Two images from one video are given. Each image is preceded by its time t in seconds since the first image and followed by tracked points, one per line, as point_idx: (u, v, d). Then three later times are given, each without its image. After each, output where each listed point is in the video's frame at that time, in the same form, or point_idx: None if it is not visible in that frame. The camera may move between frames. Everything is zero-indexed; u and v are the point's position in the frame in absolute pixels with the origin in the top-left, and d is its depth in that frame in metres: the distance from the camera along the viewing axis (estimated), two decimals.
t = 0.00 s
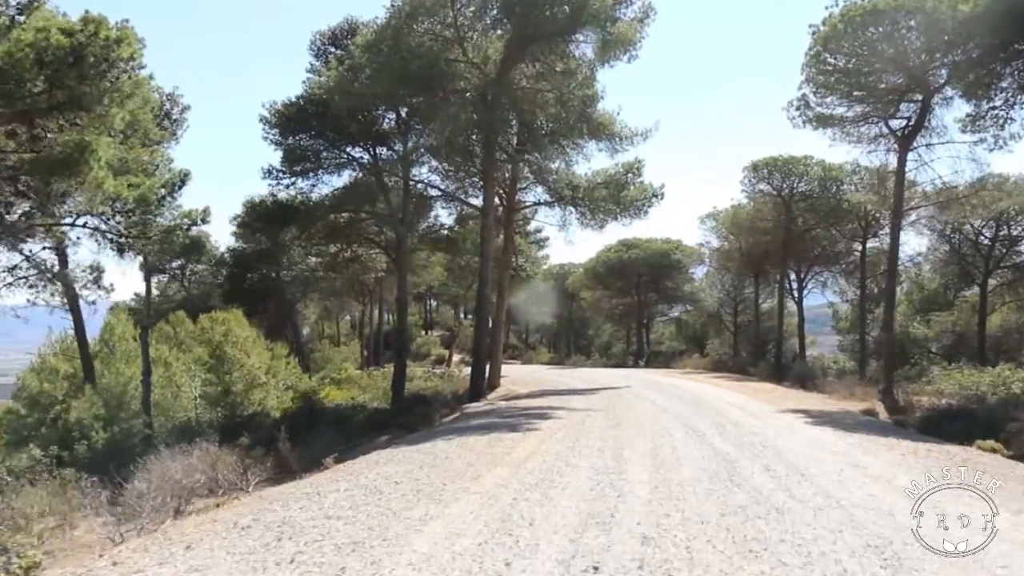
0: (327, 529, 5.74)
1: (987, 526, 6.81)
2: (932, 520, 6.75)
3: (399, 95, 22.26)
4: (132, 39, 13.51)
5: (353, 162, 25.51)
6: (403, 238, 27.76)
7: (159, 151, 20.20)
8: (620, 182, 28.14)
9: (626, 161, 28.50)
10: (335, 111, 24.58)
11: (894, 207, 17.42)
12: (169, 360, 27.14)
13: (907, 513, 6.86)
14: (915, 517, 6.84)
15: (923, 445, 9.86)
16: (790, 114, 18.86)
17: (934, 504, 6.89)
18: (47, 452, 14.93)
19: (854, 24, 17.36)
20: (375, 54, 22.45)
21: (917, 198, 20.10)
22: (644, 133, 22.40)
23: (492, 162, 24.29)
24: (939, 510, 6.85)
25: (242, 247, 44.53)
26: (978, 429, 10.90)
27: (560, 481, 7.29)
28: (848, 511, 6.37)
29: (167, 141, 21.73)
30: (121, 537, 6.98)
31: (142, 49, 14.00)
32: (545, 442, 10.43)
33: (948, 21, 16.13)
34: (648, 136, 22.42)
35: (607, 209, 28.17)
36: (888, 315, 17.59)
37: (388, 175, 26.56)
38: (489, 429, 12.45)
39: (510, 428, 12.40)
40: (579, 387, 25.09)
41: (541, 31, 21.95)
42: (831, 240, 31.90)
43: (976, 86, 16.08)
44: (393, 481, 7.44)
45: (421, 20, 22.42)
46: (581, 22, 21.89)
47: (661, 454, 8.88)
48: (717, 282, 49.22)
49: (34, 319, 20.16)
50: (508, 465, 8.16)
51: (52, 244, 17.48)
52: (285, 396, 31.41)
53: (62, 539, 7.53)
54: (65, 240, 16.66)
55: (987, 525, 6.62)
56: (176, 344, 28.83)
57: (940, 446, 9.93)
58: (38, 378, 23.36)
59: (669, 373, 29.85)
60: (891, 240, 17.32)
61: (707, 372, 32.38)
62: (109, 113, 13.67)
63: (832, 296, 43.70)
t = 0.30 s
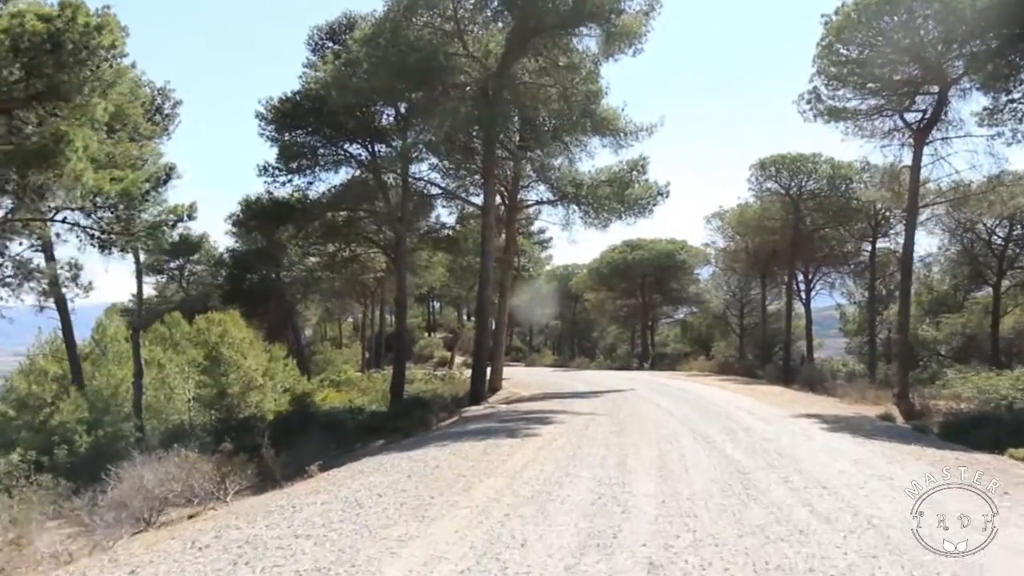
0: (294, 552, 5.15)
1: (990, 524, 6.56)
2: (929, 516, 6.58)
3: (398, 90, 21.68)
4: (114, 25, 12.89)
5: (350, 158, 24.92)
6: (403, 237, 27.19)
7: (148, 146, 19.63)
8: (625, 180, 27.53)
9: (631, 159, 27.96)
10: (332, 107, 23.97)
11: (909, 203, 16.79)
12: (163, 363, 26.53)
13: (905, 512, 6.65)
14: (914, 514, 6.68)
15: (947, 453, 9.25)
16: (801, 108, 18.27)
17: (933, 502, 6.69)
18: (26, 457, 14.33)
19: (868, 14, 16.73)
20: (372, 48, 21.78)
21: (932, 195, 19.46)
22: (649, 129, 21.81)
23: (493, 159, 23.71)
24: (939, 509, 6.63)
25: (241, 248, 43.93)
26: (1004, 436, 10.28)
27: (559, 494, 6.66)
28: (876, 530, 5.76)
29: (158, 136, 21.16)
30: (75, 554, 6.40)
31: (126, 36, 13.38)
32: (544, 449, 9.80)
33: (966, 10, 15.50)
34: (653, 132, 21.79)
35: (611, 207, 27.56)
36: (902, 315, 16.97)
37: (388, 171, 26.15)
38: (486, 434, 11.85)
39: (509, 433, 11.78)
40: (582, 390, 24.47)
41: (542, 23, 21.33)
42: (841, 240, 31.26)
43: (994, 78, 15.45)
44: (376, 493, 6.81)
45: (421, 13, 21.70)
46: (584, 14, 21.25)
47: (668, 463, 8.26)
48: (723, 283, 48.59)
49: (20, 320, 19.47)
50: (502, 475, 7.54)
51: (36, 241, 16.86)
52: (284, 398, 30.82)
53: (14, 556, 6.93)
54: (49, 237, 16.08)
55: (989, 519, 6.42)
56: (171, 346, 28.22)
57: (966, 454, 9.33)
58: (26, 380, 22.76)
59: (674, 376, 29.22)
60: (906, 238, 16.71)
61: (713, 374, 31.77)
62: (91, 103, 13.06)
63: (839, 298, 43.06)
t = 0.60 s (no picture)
0: None
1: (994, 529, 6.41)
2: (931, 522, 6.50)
3: (396, 86, 21.16)
4: (95, 12, 12.28)
5: (347, 156, 24.40)
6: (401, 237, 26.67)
7: (138, 142, 19.11)
8: (628, 179, 26.95)
9: (634, 157, 27.45)
10: (329, 102, 23.44)
11: (923, 199, 16.23)
12: (157, 364, 25.96)
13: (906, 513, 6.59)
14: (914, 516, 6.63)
15: (972, 462, 8.70)
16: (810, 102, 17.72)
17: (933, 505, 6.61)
18: (5, 463, 13.79)
19: (878, 3, 16.15)
20: (370, 41, 21.25)
21: (945, 192, 18.89)
22: (654, 125, 21.25)
23: (493, 156, 23.17)
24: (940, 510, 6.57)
25: (239, 248, 43.39)
26: None
27: (558, 507, 6.12)
28: (911, 553, 5.22)
29: (149, 132, 20.66)
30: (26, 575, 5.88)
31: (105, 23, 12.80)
32: (542, 456, 9.24)
33: None
34: (657, 128, 21.20)
35: (614, 206, 27.02)
36: (916, 316, 16.42)
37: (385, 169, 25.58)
38: (483, 439, 11.31)
39: (507, 438, 11.22)
40: (585, 393, 23.94)
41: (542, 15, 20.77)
42: (849, 240, 30.68)
43: (1011, 70, 14.87)
44: (357, 506, 6.26)
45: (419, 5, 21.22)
46: (586, 6, 20.68)
47: (676, 472, 7.71)
48: (727, 284, 48.04)
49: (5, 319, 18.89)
50: (497, 486, 6.98)
51: (18, 238, 16.28)
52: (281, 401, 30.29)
53: None
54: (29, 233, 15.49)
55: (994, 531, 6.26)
56: (165, 347, 27.70)
57: (993, 463, 8.78)
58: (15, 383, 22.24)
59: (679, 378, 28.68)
60: (920, 236, 16.15)
61: (718, 376, 31.21)
62: (70, 94, 12.45)
63: (846, 299, 42.50)
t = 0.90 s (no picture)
0: None
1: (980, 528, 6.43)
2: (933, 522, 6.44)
3: (392, 81, 20.53)
4: None
5: (345, 154, 23.75)
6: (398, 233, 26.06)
7: (126, 137, 18.51)
8: (632, 178, 26.32)
9: (638, 154, 26.84)
10: (324, 97, 22.81)
11: (939, 195, 15.57)
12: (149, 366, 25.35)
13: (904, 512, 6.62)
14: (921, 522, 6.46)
15: (1002, 478, 8.07)
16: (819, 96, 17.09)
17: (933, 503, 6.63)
18: None
19: None
20: (366, 33, 20.64)
21: (960, 189, 18.23)
22: (657, 120, 20.57)
23: (493, 153, 22.53)
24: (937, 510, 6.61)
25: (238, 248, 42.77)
26: None
27: (550, 528, 5.50)
28: None
29: (137, 127, 20.08)
30: None
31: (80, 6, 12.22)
32: (538, 466, 8.60)
33: None
34: (661, 122, 20.53)
35: (617, 205, 26.36)
36: (930, 318, 15.78)
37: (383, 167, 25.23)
38: (477, 446, 10.69)
39: (501, 445, 10.58)
40: (587, 397, 23.29)
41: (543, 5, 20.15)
42: (858, 239, 30.01)
43: None
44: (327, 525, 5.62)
45: None
46: None
47: (682, 486, 7.06)
48: (733, 286, 47.38)
49: None
50: (484, 500, 6.33)
51: None
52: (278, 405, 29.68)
53: None
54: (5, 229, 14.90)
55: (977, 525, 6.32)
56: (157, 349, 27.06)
57: None
58: None
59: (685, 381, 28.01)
60: (936, 234, 15.49)
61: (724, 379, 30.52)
62: (44, 82, 11.86)
63: (853, 301, 41.82)
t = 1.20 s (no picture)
0: None
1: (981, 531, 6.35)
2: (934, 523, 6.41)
3: (388, 76, 19.97)
4: None
5: (340, 151, 23.16)
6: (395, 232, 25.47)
7: (113, 133, 17.94)
8: (634, 176, 25.74)
9: (641, 152, 26.28)
10: (318, 91, 22.21)
11: (954, 191, 14.97)
12: (140, 368, 24.78)
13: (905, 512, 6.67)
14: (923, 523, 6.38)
15: None
16: (828, 89, 16.51)
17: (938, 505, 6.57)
18: None
19: None
20: (360, 25, 20.03)
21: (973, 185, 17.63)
22: (660, 115, 19.94)
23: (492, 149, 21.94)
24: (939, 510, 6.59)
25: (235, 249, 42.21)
26: None
27: (542, 553, 4.95)
28: None
29: (126, 122, 19.54)
30: None
31: None
32: (532, 475, 8.04)
33: None
34: (664, 117, 19.92)
35: (619, 204, 25.80)
36: (944, 319, 15.21)
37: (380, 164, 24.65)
38: (469, 453, 10.13)
39: (495, 452, 10.01)
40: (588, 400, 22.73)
41: None
42: (866, 240, 29.42)
43: None
44: (296, 550, 5.07)
45: None
46: None
47: (688, 500, 6.52)
48: (736, 287, 46.80)
49: None
50: (472, 516, 5.79)
51: None
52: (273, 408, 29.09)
53: None
54: None
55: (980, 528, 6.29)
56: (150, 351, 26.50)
57: None
58: None
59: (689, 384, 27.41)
60: (951, 232, 14.90)
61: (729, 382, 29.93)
62: (17, 68, 11.35)
63: (858, 302, 41.24)
